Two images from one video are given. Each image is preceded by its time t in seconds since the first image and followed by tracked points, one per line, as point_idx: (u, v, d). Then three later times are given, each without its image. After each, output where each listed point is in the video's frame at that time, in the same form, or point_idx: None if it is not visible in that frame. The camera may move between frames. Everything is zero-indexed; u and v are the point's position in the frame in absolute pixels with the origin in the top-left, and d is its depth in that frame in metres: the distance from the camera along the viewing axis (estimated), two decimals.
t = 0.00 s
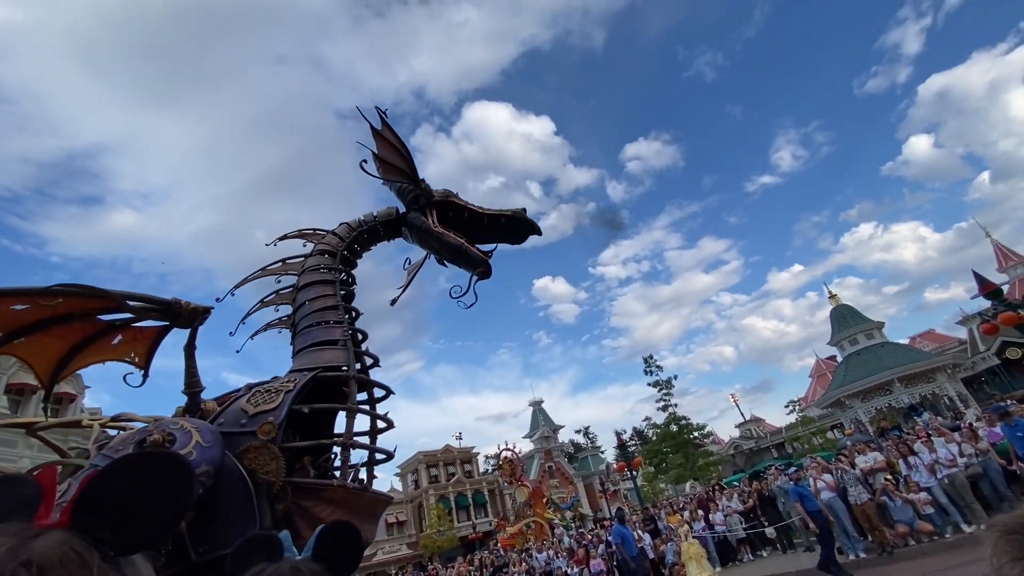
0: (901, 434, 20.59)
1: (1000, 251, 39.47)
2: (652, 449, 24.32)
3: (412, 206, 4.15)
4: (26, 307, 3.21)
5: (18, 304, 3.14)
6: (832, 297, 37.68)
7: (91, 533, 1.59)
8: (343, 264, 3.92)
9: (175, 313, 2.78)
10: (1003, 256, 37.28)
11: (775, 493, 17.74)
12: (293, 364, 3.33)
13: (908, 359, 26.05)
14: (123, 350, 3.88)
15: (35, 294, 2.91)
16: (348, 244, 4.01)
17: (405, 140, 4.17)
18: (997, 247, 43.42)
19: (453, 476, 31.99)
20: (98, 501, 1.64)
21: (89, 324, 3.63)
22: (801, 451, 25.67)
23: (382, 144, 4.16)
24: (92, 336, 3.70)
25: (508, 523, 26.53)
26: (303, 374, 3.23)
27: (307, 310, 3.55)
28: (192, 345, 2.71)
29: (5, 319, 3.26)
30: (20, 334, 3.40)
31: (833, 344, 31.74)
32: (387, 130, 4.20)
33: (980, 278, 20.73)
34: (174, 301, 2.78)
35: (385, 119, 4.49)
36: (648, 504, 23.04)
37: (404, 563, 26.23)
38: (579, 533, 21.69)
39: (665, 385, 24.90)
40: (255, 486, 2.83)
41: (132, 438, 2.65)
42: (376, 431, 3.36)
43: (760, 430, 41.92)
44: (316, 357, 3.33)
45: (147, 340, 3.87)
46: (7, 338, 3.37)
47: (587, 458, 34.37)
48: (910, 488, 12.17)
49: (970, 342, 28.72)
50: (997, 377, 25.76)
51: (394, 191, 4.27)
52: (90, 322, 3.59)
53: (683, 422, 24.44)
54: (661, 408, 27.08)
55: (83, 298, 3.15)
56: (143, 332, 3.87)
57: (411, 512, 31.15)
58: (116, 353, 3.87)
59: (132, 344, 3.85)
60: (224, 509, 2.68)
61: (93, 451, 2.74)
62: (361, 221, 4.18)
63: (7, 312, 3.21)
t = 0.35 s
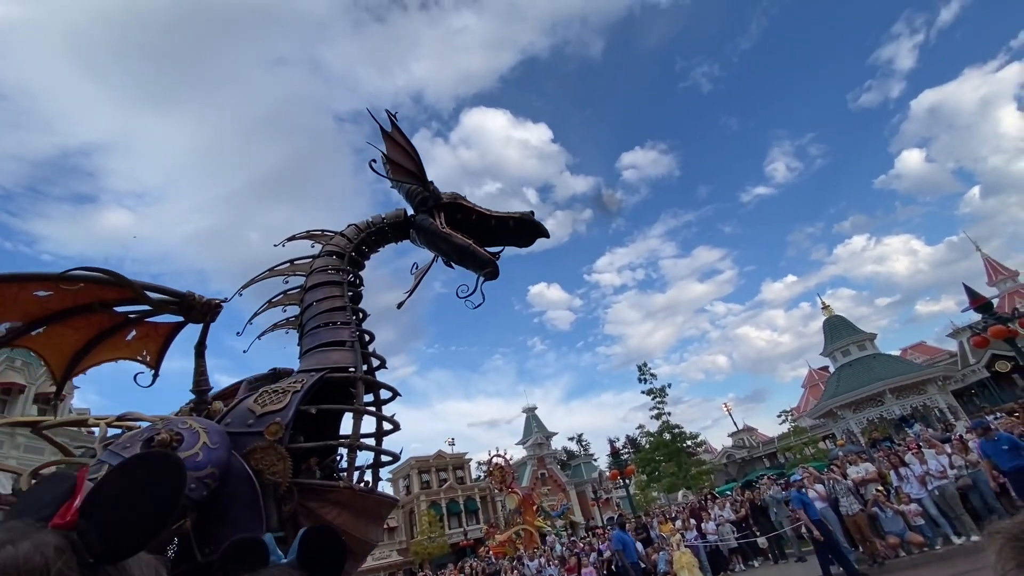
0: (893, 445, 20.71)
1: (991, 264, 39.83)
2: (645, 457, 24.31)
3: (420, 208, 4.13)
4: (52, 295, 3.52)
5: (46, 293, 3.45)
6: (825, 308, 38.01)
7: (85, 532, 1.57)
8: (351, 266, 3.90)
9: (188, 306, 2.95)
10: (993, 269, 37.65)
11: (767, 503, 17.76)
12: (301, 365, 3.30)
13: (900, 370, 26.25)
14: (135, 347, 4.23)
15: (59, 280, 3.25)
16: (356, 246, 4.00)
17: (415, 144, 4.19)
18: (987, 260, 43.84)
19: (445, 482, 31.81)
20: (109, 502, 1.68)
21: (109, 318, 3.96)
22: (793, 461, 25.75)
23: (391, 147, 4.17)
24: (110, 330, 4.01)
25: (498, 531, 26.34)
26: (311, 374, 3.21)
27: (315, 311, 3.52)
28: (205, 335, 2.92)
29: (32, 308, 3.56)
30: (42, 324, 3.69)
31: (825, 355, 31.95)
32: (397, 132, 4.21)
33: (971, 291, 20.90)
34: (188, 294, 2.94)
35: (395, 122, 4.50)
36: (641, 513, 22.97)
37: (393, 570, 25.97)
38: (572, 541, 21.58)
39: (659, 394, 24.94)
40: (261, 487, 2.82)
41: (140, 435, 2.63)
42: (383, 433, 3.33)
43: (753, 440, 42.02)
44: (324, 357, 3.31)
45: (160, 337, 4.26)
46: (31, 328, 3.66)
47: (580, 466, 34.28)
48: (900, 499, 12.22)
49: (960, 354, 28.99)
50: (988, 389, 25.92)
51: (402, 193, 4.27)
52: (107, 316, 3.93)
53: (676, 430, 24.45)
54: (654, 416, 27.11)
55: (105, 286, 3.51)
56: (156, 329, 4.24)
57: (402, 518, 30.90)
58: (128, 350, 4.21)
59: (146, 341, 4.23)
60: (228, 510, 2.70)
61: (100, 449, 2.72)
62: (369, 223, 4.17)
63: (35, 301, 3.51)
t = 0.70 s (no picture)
0: (884, 446, 20.93)
1: (983, 269, 40.21)
2: (639, 457, 24.41)
3: (428, 203, 4.13)
4: (72, 282, 3.63)
5: (65, 279, 3.55)
6: (819, 310, 38.24)
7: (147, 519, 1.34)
8: (359, 260, 3.92)
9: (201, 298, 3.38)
10: (985, 274, 38.04)
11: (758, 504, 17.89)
12: (309, 359, 3.34)
13: (892, 372, 26.47)
14: (149, 341, 4.25)
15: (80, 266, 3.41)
16: (364, 241, 4.00)
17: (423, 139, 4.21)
18: (978, 265, 44.26)
19: (439, 481, 31.84)
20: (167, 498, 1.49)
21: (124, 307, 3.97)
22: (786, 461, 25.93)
23: (399, 142, 4.17)
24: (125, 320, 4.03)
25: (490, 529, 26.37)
26: (319, 368, 3.25)
27: (323, 305, 3.56)
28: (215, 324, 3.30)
29: (52, 295, 3.66)
30: (60, 313, 3.76)
31: (818, 357, 32.17)
32: (406, 127, 4.23)
33: (963, 294, 21.11)
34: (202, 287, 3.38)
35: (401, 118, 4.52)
36: (634, 512, 23.06)
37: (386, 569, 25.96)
38: (566, 540, 21.64)
39: (653, 394, 25.03)
40: (270, 480, 2.86)
41: (149, 426, 2.72)
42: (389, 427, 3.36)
43: (746, 440, 42.23)
44: (331, 352, 3.34)
45: (173, 331, 4.27)
46: (49, 316, 3.73)
47: (574, 465, 34.36)
48: (890, 500, 12.32)
49: (952, 357, 29.25)
50: (978, 392, 26.21)
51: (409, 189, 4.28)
52: (122, 308, 3.98)
53: (670, 430, 24.57)
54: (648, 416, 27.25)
55: (123, 275, 3.63)
56: (169, 323, 4.26)
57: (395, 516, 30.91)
58: (142, 343, 4.23)
59: (159, 335, 4.25)
60: (238, 507, 2.71)
61: (108, 441, 2.76)
62: (376, 218, 4.17)
63: (56, 287, 3.61)
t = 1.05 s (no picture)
0: (870, 437, 21.25)
1: (969, 262, 40.68)
2: (630, 449, 24.57)
3: (429, 192, 4.14)
4: (80, 271, 3.62)
5: (73, 267, 3.54)
6: (808, 303, 38.60)
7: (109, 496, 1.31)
8: (359, 250, 4.11)
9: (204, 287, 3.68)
10: (972, 267, 38.46)
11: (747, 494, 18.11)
12: (312, 348, 3.52)
13: (879, 365, 26.83)
14: (152, 332, 4.22)
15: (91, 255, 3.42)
16: (364, 231, 4.19)
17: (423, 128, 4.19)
18: (965, 258, 44.78)
19: (431, 473, 31.91)
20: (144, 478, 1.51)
21: (130, 296, 3.95)
22: (775, 452, 26.27)
23: (400, 130, 4.15)
24: (131, 311, 4.01)
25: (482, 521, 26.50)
26: (321, 358, 3.42)
27: (324, 295, 3.75)
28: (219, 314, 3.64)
29: (57, 285, 3.63)
30: (66, 303, 3.73)
31: (808, 349, 32.50)
32: (405, 115, 4.20)
33: (949, 287, 21.39)
34: (205, 276, 3.68)
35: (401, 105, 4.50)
36: (626, 504, 23.24)
37: (379, 561, 26.05)
38: (558, 531, 21.71)
39: (645, 386, 25.16)
40: (274, 470, 3.05)
41: (152, 416, 2.80)
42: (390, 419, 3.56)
43: (737, 432, 42.65)
44: (334, 341, 3.52)
45: (177, 322, 4.26)
46: (55, 306, 3.69)
47: (566, 457, 34.55)
48: (877, 489, 12.46)
49: (938, 349, 29.68)
50: (963, 384, 26.63)
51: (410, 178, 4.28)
52: (127, 298, 3.96)
53: (660, 422, 24.73)
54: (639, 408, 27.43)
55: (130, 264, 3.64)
56: (174, 314, 4.25)
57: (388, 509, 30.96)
58: (145, 335, 4.20)
59: (163, 325, 4.23)
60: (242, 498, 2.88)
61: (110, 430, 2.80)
62: (376, 208, 4.32)
63: (63, 276, 3.59)
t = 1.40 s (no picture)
0: (849, 440, 21.65)
1: (945, 269, 41.66)
2: (614, 450, 24.73)
3: (427, 190, 4.17)
4: (74, 263, 3.61)
5: (68, 259, 3.54)
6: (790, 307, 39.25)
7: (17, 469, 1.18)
8: (354, 246, 4.11)
9: (199, 282, 3.71)
10: (948, 274, 39.39)
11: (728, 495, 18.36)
12: (306, 344, 3.52)
13: (858, 369, 27.36)
14: (145, 329, 4.17)
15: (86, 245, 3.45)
16: (359, 226, 4.20)
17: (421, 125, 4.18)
18: (942, 265, 45.88)
19: (415, 474, 31.79)
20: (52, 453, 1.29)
21: (122, 290, 3.91)
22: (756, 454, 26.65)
23: (398, 127, 4.16)
24: (124, 305, 3.96)
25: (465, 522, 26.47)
26: (316, 354, 3.42)
27: (318, 291, 3.75)
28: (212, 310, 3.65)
29: (51, 278, 3.62)
30: (59, 297, 3.71)
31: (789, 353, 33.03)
32: (402, 111, 4.19)
33: (927, 293, 21.87)
34: (200, 271, 3.70)
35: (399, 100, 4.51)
36: (609, 505, 23.39)
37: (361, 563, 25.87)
38: (542, 532, 21.74)
39: (629, 388, 25.34)
40: (268, 467, 3.01)
41: (145, 412, 2.87)
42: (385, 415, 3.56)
43: (719, 434, 43.17)
44: (328, 338, 3.51)
45: (170, 319, 4.22)
46: (48, 299, 3.67)
47: (551, 458, 34.65)
48: (854, 491, 12.70)
49: (915, 354, 30.36)
50: (939, 388, 27.24)
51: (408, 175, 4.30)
52: (121, 292, 3.92)
53: (644, 424, 24.91)
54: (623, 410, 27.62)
55: (124, 256, 3.65)
56: (168, 310, 4.21)
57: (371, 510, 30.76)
58: (138, 332, 4.15)
59: (156, 322, 4.19)
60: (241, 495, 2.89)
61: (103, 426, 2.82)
62: (373, 203, 4.34)
63: (57, 269, 3.58)
